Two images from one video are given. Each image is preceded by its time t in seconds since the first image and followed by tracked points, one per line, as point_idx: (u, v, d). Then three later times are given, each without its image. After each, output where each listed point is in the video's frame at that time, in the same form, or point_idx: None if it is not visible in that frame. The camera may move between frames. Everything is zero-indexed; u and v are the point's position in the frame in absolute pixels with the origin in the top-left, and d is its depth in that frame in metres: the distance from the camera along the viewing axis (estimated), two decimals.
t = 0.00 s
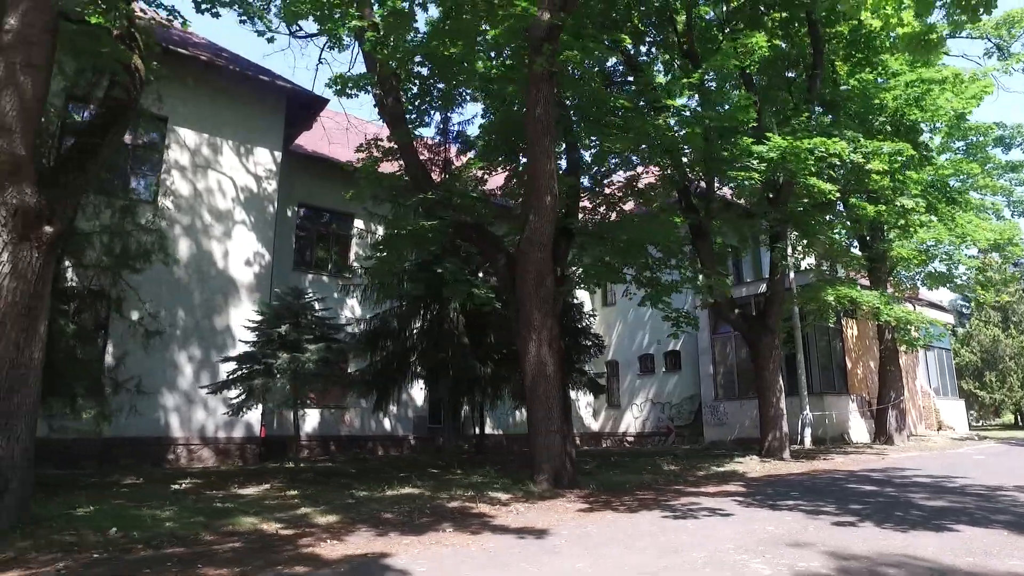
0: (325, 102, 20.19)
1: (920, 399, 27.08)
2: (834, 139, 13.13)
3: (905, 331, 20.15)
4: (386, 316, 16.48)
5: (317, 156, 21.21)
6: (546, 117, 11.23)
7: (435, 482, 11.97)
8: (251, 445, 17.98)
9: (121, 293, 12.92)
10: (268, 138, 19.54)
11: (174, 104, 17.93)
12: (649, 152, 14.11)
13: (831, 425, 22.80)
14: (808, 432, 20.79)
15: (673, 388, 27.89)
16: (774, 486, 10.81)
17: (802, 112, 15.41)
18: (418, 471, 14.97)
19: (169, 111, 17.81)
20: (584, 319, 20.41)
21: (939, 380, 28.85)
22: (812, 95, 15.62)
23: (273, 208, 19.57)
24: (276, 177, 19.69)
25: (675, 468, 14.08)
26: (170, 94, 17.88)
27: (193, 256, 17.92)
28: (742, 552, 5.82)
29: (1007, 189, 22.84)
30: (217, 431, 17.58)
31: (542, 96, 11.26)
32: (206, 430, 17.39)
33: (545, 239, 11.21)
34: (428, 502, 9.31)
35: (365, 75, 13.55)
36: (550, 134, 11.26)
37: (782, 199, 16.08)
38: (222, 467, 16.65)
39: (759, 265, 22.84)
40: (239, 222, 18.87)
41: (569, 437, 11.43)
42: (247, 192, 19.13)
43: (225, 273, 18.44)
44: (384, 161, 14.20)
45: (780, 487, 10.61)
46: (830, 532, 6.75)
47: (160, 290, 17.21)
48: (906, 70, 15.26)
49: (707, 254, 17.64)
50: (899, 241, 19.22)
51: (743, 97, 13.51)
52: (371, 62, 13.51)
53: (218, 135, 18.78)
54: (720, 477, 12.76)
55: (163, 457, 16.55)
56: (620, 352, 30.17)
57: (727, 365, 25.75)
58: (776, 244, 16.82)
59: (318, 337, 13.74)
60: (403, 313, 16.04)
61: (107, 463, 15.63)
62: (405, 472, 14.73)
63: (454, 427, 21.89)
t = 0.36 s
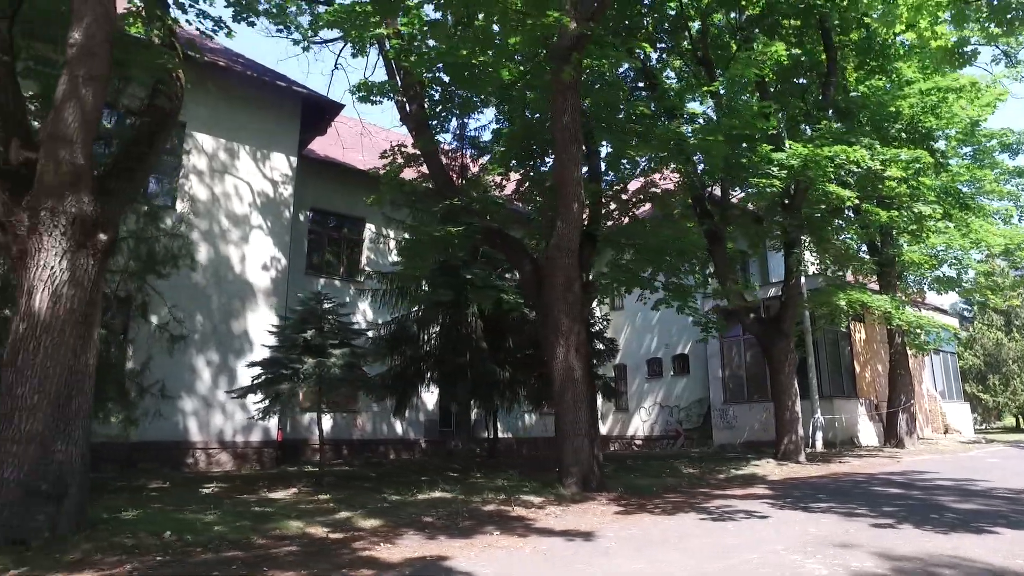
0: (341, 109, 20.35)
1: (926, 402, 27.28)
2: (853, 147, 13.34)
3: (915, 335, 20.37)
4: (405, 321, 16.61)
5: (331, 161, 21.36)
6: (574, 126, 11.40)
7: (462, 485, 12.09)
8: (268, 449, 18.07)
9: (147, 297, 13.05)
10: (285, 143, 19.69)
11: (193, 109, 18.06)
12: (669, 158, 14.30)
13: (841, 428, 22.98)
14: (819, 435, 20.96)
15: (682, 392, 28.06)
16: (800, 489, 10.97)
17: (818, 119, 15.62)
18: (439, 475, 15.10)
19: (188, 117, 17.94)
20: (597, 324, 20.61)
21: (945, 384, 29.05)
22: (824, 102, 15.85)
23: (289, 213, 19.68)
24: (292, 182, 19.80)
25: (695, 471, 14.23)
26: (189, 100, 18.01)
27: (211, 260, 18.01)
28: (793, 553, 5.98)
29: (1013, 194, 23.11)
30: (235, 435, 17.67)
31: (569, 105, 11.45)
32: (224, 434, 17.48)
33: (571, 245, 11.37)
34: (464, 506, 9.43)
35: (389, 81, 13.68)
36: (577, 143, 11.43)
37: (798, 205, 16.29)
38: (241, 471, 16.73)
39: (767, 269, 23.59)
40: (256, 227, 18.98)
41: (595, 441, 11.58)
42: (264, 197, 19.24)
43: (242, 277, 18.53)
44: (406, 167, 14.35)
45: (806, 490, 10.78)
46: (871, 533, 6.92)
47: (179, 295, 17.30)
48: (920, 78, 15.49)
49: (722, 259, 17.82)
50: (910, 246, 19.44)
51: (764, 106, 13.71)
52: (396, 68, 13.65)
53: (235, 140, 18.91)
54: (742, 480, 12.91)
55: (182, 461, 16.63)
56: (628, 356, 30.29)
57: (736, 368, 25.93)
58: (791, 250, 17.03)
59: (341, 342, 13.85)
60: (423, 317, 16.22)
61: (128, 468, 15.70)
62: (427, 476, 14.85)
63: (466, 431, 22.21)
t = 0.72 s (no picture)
0: (358, 116, 20.60)
1: (934, 407, 27.50)
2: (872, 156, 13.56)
3: (926, 339, 20.61)
4: (426, 327, 16.78)
5: (348, 167, 21.56)
6: (601, 136, 11.64)
7: (491, 489, 12.23)
8: (288, 453, 18.21)
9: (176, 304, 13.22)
10: (304, 150, 19.89)
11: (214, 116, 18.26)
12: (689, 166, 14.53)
13: (851, 432, 23.18)
14: (831, 439, 21.15)
15: (691, 396, 28.27)
16: (826, 492, 11.16)
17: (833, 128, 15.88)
18: (460, 479, 15.27)
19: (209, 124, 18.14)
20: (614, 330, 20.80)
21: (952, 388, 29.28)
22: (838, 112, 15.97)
23: (307, 219, 19.86)
24: (310, 189, 19.98)
25: (716, 475, 14.41)
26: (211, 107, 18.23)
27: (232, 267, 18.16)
28: (842, 552, 6.17)
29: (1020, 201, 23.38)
30: (254, 440, 17.80)
31: (597, 115, 11.68)
32: (245, 439, 17.61)
33: (599, 252, 11.58)
34: (501, 508, 9.58)
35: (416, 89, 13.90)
36: (604, 152, 11.65)
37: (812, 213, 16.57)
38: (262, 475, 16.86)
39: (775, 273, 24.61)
40: (274, 233, 19.14)
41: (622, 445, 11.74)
42: (282, 204, 19.41)
43: (261, 283, 18.68)
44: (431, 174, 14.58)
45: (832, 493, 10.97)
46: (912, 534, 7.12)
47: (200, 301, 17.44)
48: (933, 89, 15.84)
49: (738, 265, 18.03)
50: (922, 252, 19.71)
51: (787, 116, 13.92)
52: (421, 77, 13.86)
53: (255, 147, 19.09)
54: (765, 483, 13.11)
55: (204, 466, 16.75)
56: (638, 361, 30.46)
57: (746, 374, 26.06)
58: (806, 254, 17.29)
59: (368, 348, 13.97)
60: (444, 322, 16.42)
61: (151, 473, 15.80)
62: (451, 480, 15.02)
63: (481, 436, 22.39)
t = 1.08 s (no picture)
0: (375, 122, 20.89)
1: (941, 410, 27.76)
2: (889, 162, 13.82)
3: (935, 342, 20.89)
4: (447, 330, 17.02)
5: (364, 172, 21.81)
6: (627, 143, 11.89)
7: (517, 489, 12.44)
8: (307, 455, 18.38)
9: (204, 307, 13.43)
10: (322, 155, 20.12)
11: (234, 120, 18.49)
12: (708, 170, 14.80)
13: (861, 434, 23.42)
14: (842, 441, 21.37)
15: (700, 399, 28.52)
16: (849, 491, 11.41)
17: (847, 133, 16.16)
18: (482, 480, 15.46)
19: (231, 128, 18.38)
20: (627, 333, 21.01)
21: (957, 391, 29.55)
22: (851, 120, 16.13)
23: (325, 223, 20.07)
24: (327, 193, 20.19)
25: (736, 476, 14.64)
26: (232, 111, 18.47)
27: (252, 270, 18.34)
28: (883, 546, 6.43)
29: None
30: (274, 442, 17.99)
31: (622, 122, 11.94)
32: (265, 441, 17.79)
33: (625, 257, 11.81)
34: (536, 507, 9.80)
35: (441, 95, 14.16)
36: (630, 159, 11.89)
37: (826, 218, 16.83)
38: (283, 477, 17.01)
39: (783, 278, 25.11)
40: (293, 237, 19.36)
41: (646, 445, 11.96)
42: (300, 208, 19.61)
43: (280, 286, 18.87)
44: (456, 178, 15.08)
45: (855, 492, 11.21)
46: (945, 529, 7.39)
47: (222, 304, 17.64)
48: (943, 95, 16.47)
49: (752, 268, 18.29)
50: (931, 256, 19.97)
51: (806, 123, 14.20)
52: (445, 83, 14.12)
53: (275, 151, 19.33)
54: (785, 483, 13.35)
55: (225, 467, 16.92)
56: (646, 364, 30.70)
57: (755, 376, 26.28)
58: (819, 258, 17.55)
59: (394, 351, 14.16)
60: (464, 325, 16.65)
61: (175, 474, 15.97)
62: (473, 481, 15.21)
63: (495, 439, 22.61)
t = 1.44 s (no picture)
0: (393, 127, 21.18)
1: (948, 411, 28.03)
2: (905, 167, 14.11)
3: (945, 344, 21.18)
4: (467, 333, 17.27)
5: (380, 176, 22.09)
6: (651, 149, 12.17)
7: (543, 488, 12.70)
8: (328, 456, 18.64)
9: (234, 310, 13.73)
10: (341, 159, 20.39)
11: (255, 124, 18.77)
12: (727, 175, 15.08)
13: (871, 434, 23.70)
14: (853, 441, 21.65)
15: (710, 400, 28.77)
16: (870, 489, 11.69)
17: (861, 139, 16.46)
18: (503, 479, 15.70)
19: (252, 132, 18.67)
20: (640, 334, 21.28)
21: (964, 392, 29.82)
22: (866, 126, 16.32)
23: (343, 227, 20.35)
24: (345, 197, 20.47)
25: (754, 475, 14.91)
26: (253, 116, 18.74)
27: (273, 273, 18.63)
28: (919, 539, 6.72)
29: None
30: (296, 443, 18.26)
31: (647, 129, 12.22)
32: (287, 442, 18.06)
33: (649, 260, 12.10)
34: (569, 504, 10.06)
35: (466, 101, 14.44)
36: (654, 165, 12.17)
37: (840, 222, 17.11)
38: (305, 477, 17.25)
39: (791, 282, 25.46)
40: (312, 240, 19.63)
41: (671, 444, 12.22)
42: (319, 211, 19.90)
43: (301, 289, 19.14)
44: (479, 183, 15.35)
45: (876, 489, 11.49)
46: (974, 523, 7.69)
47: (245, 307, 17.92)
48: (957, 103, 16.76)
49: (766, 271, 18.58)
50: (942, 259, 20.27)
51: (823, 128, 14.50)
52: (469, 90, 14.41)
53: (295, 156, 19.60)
54: (805, 482, 13.62)
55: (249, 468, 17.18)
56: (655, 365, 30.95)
57: (765, 377, 26.54)
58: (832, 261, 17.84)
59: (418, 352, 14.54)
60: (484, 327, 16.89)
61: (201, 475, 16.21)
62: (496, 480, 15.48)
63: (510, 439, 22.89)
